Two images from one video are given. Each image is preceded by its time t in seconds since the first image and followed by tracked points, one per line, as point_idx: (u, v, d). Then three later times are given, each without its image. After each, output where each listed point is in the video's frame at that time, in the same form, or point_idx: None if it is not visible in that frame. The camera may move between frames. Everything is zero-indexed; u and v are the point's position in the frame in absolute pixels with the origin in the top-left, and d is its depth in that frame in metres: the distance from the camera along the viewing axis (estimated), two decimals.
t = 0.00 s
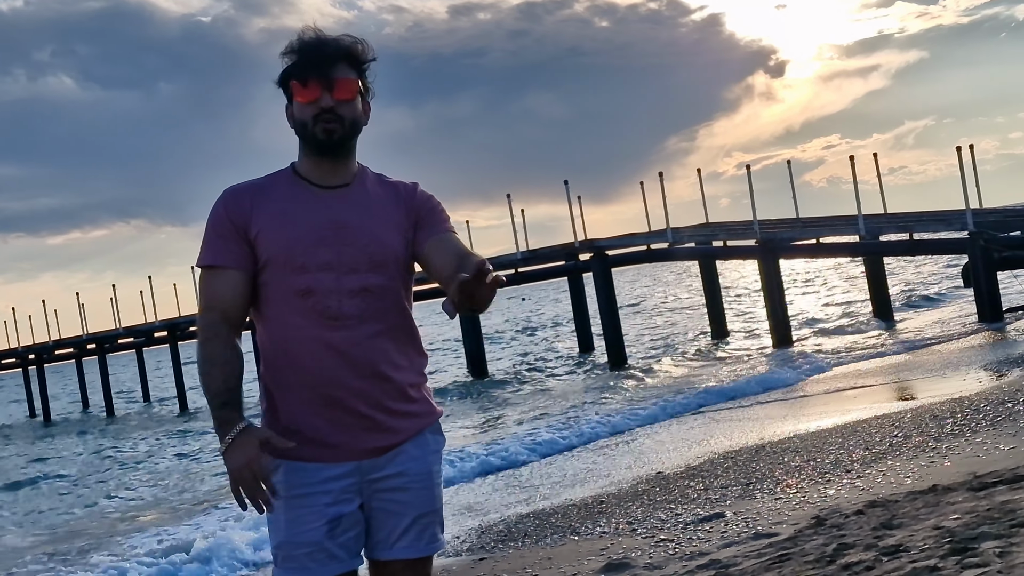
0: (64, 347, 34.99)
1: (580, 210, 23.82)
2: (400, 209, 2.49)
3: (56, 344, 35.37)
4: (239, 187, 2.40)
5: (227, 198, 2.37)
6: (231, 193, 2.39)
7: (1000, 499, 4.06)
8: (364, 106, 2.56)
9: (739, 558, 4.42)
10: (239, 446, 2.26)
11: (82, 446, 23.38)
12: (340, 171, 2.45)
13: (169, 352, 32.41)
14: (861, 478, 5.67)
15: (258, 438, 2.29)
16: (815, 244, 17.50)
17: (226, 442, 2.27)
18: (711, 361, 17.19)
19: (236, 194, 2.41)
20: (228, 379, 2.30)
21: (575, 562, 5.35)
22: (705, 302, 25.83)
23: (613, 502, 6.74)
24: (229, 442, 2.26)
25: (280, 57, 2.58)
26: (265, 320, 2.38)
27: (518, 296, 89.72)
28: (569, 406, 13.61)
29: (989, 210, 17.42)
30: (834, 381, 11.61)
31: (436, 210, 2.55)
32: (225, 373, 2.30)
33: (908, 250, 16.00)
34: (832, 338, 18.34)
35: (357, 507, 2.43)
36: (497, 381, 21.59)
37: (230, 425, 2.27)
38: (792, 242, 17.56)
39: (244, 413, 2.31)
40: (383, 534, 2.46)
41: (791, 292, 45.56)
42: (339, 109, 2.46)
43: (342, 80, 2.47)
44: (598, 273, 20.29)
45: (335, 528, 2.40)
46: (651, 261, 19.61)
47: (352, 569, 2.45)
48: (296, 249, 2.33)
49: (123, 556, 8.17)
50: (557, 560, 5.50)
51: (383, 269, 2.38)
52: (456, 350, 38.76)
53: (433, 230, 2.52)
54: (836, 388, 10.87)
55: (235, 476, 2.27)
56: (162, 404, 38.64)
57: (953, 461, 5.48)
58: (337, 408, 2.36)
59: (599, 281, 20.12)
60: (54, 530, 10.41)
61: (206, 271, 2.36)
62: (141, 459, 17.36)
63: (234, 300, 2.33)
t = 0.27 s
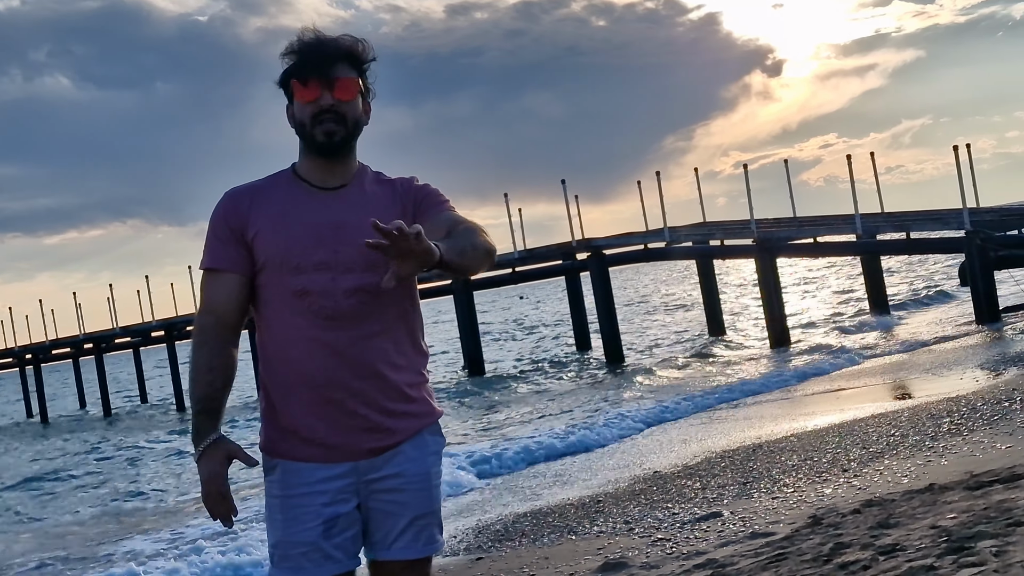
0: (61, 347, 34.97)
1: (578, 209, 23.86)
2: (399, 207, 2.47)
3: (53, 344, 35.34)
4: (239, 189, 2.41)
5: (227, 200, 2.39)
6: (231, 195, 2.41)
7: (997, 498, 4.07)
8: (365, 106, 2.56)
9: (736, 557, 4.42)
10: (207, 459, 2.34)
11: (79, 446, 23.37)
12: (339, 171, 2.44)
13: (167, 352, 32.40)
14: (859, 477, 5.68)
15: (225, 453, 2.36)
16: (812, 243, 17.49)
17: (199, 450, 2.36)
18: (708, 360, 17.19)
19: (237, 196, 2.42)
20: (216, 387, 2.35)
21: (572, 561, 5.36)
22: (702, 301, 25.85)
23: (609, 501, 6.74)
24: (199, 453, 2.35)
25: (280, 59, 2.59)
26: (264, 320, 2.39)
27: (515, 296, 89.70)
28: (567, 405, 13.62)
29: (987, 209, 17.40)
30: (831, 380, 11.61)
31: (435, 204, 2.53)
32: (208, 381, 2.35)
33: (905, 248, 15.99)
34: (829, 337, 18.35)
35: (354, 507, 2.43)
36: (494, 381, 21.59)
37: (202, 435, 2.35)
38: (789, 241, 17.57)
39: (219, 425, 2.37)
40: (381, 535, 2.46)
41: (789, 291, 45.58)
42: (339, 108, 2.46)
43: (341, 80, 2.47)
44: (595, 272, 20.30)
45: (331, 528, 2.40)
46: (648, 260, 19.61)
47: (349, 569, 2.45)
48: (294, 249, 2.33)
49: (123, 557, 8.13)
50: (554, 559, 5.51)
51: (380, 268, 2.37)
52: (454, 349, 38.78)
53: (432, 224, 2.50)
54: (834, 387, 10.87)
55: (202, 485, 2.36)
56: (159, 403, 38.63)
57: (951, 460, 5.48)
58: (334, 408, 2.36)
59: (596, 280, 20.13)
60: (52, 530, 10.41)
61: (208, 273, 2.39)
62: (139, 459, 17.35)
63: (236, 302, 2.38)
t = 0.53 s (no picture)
0: (55, 343, 34.89)
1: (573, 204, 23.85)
2: (396, 204, 2.46)
3: (47, 340, 35.26)
4: (235, 187, 2.40)
5: (224, 199, 2.37)
6: (227, 194, 2.39)
7: (992, 493, 4.07)
8: (360, 103, 2.55)
9: (731, 552, 4.43)
10: (201, 464, 2.37)
11: (74, 442, 23.31)
12: (336, 168, 2.42)
13: (161, 348, 32.35)
14: (853, 473, 5.68)
15: (219, 459, 2.38)
16: (807, 239, 17.50)
17: (194, 453, 2.38)
18: (703, 356, 17.21)
19: (233, 195, 2.41)
20: (213, 387, 2.35)
21: (568, 557, 5.35)
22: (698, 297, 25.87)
23: (605, 497, 6.74)
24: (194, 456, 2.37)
25: (274, 58, 2.57)
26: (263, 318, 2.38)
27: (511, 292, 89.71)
28: (562, 401, 13.61)
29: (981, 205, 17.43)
30: (826, 376, 11.62)
31: (433, 198, 2.52)
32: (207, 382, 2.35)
33: (900, 244, 16.01)
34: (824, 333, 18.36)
35: (353, 503, 2.42)
36: (489, 377, 21.58)
37: (198, 439, 2.36)
38: (784, 237, 17.57)
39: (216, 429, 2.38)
40: (379, 530, 2.45)
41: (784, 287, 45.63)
42: (335, 107, 2.45)
43: (336, 77, 2.46)
44: (590, 268, 20.29)
45: (330, 524, 2.38)
46: (643, 256, 19.61)
47: (347, 565, 2.43)
48: (292, 246, 2.32)
49: (117, 555, 8.06)
50: (550, 555, 5.50)
51: (378, 264, 2.35)
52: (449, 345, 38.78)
53: (430, 218, 2.48)
54: (829, 383, 10.88)
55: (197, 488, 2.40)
56: (154, 399, 38.57)
57: (946, 455, 5.49)
58: (333, 405, 2.35)
59: (591, 276, 20.12)
60: (47, 526, 10.38)
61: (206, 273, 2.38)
62: (133, 455, 17.30)
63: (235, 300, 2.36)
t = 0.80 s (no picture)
0: (49, 341, 34.80)
1: (567, 202, 23.84)
2: (394, 204, 2.45)
3: (41, 339, 35.18)
4: (232, 187, 2.37)
5: (221, 198, 2.35)
6: (224, 193, 2.36)
7: (986, 491, 4.07)
8: (355, 101, 2.53)
9: (726, 551, 4.42)
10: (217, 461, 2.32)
11: (68, 441, 23.24)
12: (332, 168, 2.41)
13: (156, 347, 32.29)
14: (848, 471, 5.68)
15: (235, 454, 2.33)
16: (802, 236, 17.52)
17: (210, 451, 2.33)
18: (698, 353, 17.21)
19: (230, 195, 2.38)
20: (222, 388, 2.32)
21: (563, 556, 5.34)
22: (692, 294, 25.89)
23: (600, 495, 6.73)
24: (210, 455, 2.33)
25: (268, 56, 2.55)
26: (262, 319, 2.35)
27: (506, 290, 89.75)
28: (557, 399, 13.61)
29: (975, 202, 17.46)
30: (821, 373, 11.62)
31: (431, 199, 2.51)
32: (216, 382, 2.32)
33: (894, 241, 16.04)
34: (819, 330, 18.39)
35: (354, 504, 2.40)
36: (484, 375, 21.58)
37: (212, 436, 2.32)
38: (778, 234, 17.58)
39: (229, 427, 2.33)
40: (379, 530, 2.44)
41: (778, 284, 45.68)
42: (331, 105, 2.43)
43: (332, 75, 2.44)
44: (584, 266, 20.28)
45: (331, 523, 2.37)
46: (637, 253, 19.61)
47: (347, 565, 2.42)
48: (292, 246, 2.30)
49: (111, 556, 8.01)
50: (545, 553, 5.48)
51: (378, 264, 2.34)
52: (444, 343, 38.76)
53: (427, 217, 2.48)
54: (823, 381, 10.90)
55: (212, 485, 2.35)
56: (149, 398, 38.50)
57: (941, 453, 5.49)
58: (334, 405, 2.33)
59: (586, 273, 20.11)
60: (41, 525, 10.35)
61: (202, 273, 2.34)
62: (128, 454, 17.26)
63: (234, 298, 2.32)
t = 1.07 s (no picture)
0: (48, 340, 34.76)
1: (566, 200, 23.84)
2: (393, 204, 2.45)
3: (39, 337, 35.14)
4: (231, 187, 2.36)
5: (219, 199, 2.33)
6: (222, 193, 2.35)
7: (985, 489, 4.08)
8: (352, 101, 2.52)
9: (725, 550, 4.41)
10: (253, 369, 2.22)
11: (66, 440, 23.21)
12: (331, 168, 2.40)
13: (154, 345, 32.26)
14: (847, 469, 5.69)
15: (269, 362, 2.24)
16: (800, 234, 17.54)
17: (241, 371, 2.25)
18: (696, 352, 17.23)
19: (228, 194, 2.36)
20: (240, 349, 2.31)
21: (562, 554, 5.33)
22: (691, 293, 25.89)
23: (599, 493, 6.73)
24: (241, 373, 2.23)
25: (264, 56, 2.54)
26: (264, 316, 2.33)
27: (504, 289, 89.82)
28: (556, 398, 13.61)
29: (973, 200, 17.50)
30: (820, 371, 11.63)
31: (428, 198, 2.52)
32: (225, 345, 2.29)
33: (893, 239, 16.07)
34: (817, 328, 18.40)
35: (356, 503, 2.39)
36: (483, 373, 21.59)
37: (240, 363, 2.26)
38: (777, 232, 17.58)
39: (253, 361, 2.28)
40: (380, 529, 2.43)
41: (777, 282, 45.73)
42: (329, 104, 2.42)
43: (330, 75, 2.43)
44: (583, 264, 20.28)
45: (334, 523, 2.36)
46: (636, 252, 19.61)
47: (348, 565, 2.41)
48: (293, 246, 2.29)
49: (109, 556, 7.97)
50: (544, 552, 5.48)
51: (379, 263, 2.34)
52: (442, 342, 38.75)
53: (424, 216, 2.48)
54: (821, 379, 10.93)
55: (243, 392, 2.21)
56: (147, 396, 38.47)
57: (939, 451, 5.49)
58: (337, 402, 2.32)
59: (584, 272, 20.11)
60: (40, 524, 10.33)
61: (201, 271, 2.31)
62: (127, 453, 17.23)
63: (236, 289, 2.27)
